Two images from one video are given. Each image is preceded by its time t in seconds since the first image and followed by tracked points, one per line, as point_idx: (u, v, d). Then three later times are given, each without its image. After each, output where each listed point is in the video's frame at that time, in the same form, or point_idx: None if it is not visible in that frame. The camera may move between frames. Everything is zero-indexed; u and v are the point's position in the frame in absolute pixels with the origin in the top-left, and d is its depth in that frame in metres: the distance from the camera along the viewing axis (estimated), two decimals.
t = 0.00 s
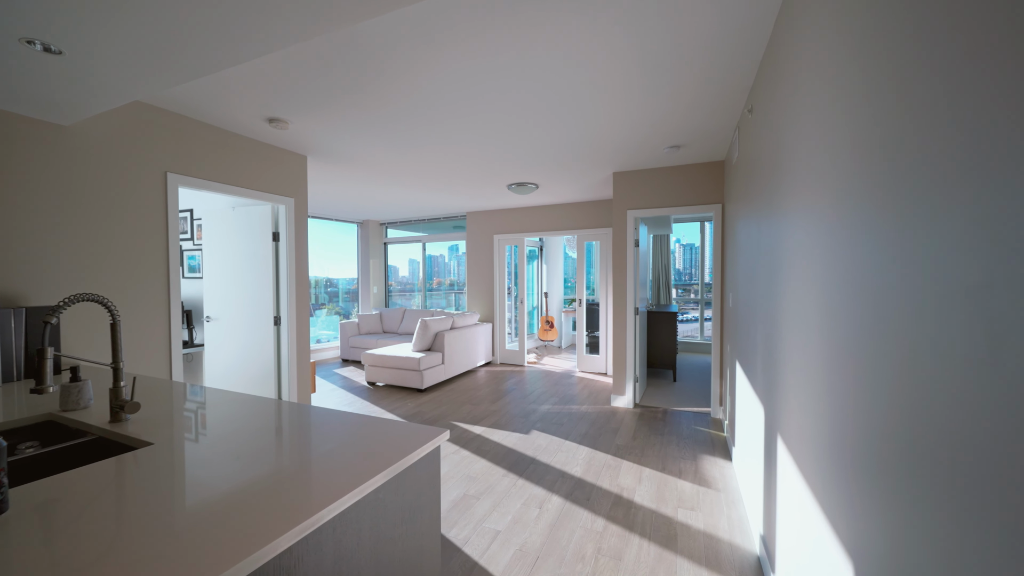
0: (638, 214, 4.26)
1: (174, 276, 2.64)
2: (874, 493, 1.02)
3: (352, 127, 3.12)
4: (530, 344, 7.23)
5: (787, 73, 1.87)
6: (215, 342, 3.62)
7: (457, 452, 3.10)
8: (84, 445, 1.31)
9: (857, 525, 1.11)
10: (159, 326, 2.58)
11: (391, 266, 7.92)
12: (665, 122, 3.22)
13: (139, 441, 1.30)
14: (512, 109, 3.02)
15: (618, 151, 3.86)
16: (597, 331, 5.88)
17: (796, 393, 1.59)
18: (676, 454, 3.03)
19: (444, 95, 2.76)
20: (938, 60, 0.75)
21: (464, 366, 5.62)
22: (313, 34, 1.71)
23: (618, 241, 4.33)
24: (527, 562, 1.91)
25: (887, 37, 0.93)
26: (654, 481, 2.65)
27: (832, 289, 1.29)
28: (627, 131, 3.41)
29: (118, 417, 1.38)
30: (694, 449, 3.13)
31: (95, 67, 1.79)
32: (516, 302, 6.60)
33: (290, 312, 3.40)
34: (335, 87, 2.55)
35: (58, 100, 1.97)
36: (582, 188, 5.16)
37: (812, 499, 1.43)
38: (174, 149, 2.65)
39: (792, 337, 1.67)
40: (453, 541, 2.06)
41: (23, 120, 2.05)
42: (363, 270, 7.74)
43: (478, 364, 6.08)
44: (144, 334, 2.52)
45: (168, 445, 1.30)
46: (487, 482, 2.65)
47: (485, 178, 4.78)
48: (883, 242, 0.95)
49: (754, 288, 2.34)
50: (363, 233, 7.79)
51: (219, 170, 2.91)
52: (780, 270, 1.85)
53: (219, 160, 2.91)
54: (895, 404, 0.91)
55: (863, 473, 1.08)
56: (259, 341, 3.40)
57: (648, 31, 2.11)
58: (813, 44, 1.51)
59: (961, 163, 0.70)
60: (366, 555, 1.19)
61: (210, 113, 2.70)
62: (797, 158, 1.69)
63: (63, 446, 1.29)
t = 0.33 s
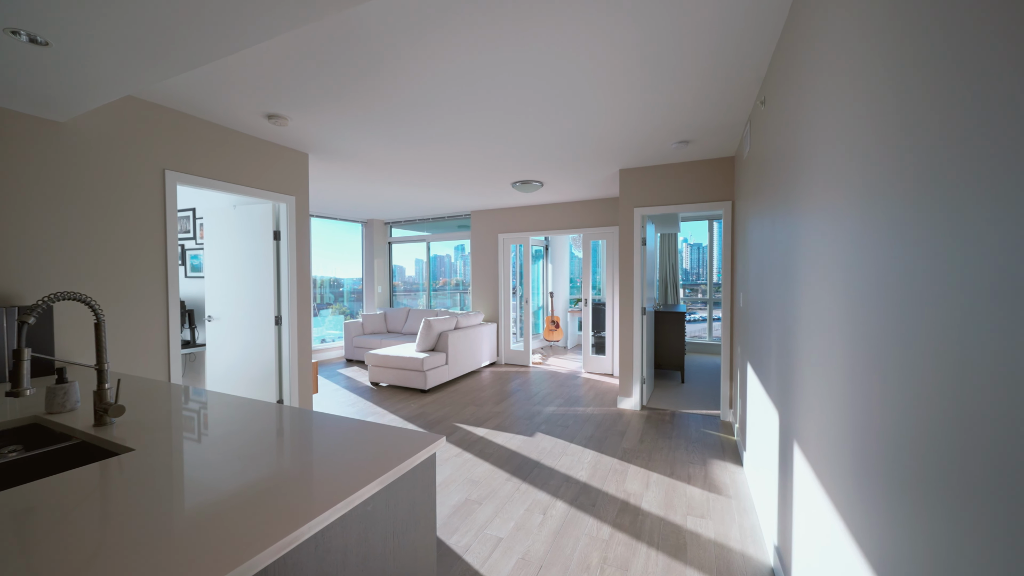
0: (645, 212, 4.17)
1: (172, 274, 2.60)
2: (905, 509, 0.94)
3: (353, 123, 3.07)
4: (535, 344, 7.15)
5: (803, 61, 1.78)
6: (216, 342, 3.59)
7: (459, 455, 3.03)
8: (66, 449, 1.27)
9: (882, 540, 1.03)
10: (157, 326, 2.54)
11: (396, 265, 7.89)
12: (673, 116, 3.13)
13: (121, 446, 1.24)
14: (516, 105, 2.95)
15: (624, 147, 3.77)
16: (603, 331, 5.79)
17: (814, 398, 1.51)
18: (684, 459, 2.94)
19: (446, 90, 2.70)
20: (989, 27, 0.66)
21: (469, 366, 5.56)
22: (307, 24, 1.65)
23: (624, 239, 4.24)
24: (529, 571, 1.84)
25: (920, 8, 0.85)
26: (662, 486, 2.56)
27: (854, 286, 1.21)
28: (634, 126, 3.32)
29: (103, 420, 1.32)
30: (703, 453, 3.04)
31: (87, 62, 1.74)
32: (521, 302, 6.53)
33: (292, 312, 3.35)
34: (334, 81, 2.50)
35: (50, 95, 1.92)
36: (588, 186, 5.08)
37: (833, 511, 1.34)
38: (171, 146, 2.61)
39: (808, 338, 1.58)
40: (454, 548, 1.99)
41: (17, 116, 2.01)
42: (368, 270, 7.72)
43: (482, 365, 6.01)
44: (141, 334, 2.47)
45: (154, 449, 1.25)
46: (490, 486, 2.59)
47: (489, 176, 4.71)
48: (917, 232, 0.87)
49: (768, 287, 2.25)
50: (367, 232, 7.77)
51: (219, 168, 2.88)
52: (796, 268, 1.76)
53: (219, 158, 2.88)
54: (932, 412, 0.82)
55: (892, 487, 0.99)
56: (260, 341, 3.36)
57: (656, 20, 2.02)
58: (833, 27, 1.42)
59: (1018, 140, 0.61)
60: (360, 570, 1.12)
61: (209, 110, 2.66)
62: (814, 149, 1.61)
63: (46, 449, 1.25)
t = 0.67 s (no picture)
0: (653, 209, 4.07)
1: (171, 272, 2.56)
2: (945, 529, 0.85)
3: (355, 119, 3.02)
4: (541, 344, 7.07)
5: (823, 46, 1.69)
6: (217, 342, 3.55)
7: (462, 458, 2.96)
8: (45, 454, 1.21)
9: (915, 561, 0.94)
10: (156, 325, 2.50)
11: (400, 264, 7.85)
12: (682, 110, 3.04)
13: (99, 451, 1.18)
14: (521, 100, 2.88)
15: (632, 142, 3.67)
16: (610, 331, 5.69)
17: (835, 403, 1.42)
18: (694, 463, 2.85)
19: (448, 84, 2.64)
20: None
21: (473, 366, 5.50)
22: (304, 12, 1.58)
23: (632, 237, 4.14)
24: None
25: None
26: (671, 492, 2.47)
27: (882, 283, 1.12)
28: (642, 121, 3.23)
29: (85, 424, 1.27)
30: (714, 458, 2.95)
31: (79, 57, 1.70)
32: (527, 301, 6.45)
33: (294, 311, 3.31)
34: (335, 75, 2.44)
35: (44, 90, 1.88)
36: (595, 183, 4.98)
37: (856, 525, 1.25)
38: (170, 143, 2.57)
39: (829, 339, 1.49)
40: (455, 556, 1.92)
41: (11, 112, 1.97)
42: (373, 269, 7.69)
43: (487, 365, 5.95)
44: (140, 334, 2.44)
45: (140, 450, 1.19)
46: (493, 491, 2.51)
47: (494, 173, 4.64)
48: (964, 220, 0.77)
49: (783, 286, 2.16)
50: (372, 231, 7.73)
51: (219, 165, 2.84)
52: (815, 266, 1.67)
53: (219, 155, 2.84)
54: (985, 427, 0.73)
55: (927, 502, 0.91)
56: (262, 340, 3.32)
57: (665, 7, 1.94)
58: (858, 7, 1.33)
59: None
60: None
61: (208, 105, 2.62)
62: (835, 139, 1.51)
63: (25, 453, 1.19)
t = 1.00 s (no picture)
0: (662, 206, 3.96)
1: (170, 271, 2.53)
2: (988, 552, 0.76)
3: (356, 115, 2.97)
4: (547, 344, 6.99)
5: (844, 29, 1.58)
6: (219, 342, 3.52)
7: (465, 461, 2.89)
8: (26, 459, 1.15)
9: None
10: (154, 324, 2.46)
11: (405, 263, 7.82)
12: (692, 104, 2.95)
13: (78, 456, 1.11)
14: (525, 95, 2.80)
15: (640, 138, 3.58)
16: (617, 331, 5.59)
17: (859, 409, 1.33)
18: (705, 468, 2.76)
19: (451, 79, 2.57)
20: None
21: (479, 367, 5.44)
22: None
23: (640, 235, 4.04)
24: None
25: None
26: (680, 498, 2.39)
27: (912, 279, 1.03)
28: (651, 116, 3.14)
29: (69, 427, 1.21)
30: (726, 462, 2.85)
31: (68, 48, 1.64)
32: (533, 301, 6.37)
33: (296, 310, 3.27)
34: (336, 69, 2.38)
35: (35, 84, 1.83)
36: (602, 180, 4.89)
37: (883, 541, 1.16)
38: (169, 138, 2.54)
39: (852, 340, 1.40)
40: (457, 564, 1.85)
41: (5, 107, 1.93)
42: (378, 269, 7.66)
43: (492, 365, 5.88)
44: (137, 333, 2.40)
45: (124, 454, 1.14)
46: (497, 495, 2.44)
47: (499, 171, 4.57)
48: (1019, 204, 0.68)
49: (800, 285, 2.06)
50: (377, 230, 7.71)
51: (219, 162, 2.80)
52: (836, 263, 1.57)
53: (220, 151, 2.80)
54: None
55: (966, 521, 0.82)
56: (264, 340, 3.28)
57: None
58: None
59: None
60: None
61: (208, 101, 2.58)
62: (857, 126, 1.42)
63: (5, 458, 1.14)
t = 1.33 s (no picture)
0: (671, 202, 3.85)
1: (169, 270, 2.49)
2: None
3: (358, 109, 2.91)
4: (553, 344, 6.91)
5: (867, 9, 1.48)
6: (221, 341, 3.48)
7: (468, 464, 2.82)
8: (4, 462, 1.10)
9: None
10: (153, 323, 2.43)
11: (410, 263, 7.78)
12: (702, 96, 2.85)
13: (53, 460, 1.06)
14: (530, 89, 2.73)
15: (648, 133, 3.49)
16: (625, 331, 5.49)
17: (884, 414, 1.24)
18: (716, 473, 2.66)
19: (453, 72, 2.50)
20: None
21: (484, 367, 5.37)
22: None
23: (648, 233, 3.94)
24: None
25: None
26: (691, 504, 2.30)
27: (940, 274, 0.95)
28: (659, 109, 3.04)
29: (49, 429, 1.16)
30: (738, 467, 2.75)
31: (58, 40, 1.58)
32: (539, 300, 6.29)
33: (297, 309, 3.23)
34: (336, 62, 2.31)
35: (26, 78, 1.79)
36: (609, 177, 4.80)
37: (909, 558, 1.08)
38: (168, 135, 2.50)
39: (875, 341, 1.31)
40: (458, 572, 1.78)
41: None
42: (383, 268, 7.63)
43: (498, 365, 5.82)
44: (136, 333, 2.36)
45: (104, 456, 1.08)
46: (500, 500, 2.37)
47: (504, 168, 4.49)
48: None
49: (819, 283, 1.96)
50: (382, 229, 7.68)
51: (219, 159, 2.76)
52: (858, 259, 1.48)
53: (221, 148, 2.77)
54: None
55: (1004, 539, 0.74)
56: (266, 339, 3.23)
57: None
58: None
59: None
60: None
61: (207, 96, 2.54)
62: (880, 111, 1.33)
63: None
